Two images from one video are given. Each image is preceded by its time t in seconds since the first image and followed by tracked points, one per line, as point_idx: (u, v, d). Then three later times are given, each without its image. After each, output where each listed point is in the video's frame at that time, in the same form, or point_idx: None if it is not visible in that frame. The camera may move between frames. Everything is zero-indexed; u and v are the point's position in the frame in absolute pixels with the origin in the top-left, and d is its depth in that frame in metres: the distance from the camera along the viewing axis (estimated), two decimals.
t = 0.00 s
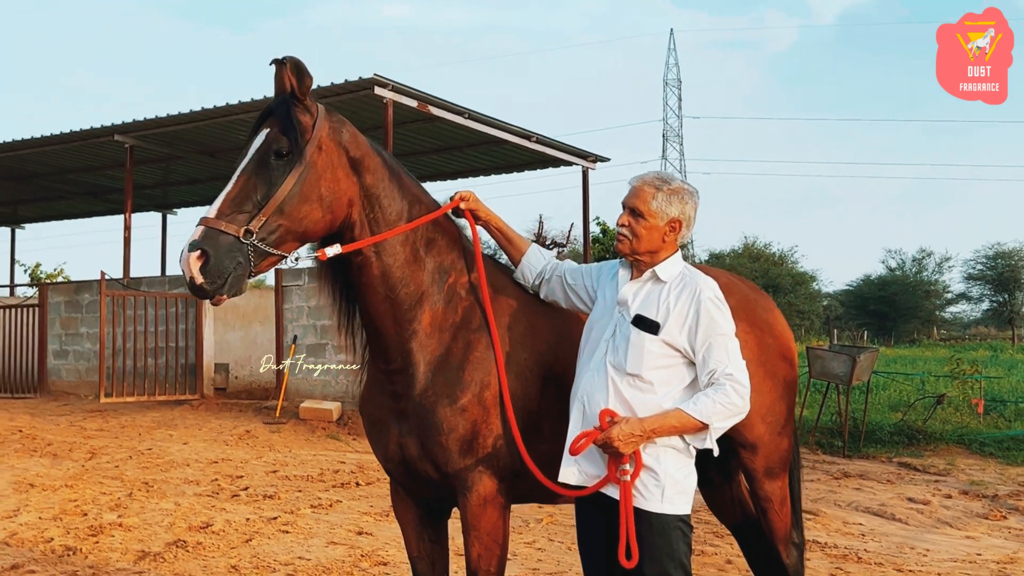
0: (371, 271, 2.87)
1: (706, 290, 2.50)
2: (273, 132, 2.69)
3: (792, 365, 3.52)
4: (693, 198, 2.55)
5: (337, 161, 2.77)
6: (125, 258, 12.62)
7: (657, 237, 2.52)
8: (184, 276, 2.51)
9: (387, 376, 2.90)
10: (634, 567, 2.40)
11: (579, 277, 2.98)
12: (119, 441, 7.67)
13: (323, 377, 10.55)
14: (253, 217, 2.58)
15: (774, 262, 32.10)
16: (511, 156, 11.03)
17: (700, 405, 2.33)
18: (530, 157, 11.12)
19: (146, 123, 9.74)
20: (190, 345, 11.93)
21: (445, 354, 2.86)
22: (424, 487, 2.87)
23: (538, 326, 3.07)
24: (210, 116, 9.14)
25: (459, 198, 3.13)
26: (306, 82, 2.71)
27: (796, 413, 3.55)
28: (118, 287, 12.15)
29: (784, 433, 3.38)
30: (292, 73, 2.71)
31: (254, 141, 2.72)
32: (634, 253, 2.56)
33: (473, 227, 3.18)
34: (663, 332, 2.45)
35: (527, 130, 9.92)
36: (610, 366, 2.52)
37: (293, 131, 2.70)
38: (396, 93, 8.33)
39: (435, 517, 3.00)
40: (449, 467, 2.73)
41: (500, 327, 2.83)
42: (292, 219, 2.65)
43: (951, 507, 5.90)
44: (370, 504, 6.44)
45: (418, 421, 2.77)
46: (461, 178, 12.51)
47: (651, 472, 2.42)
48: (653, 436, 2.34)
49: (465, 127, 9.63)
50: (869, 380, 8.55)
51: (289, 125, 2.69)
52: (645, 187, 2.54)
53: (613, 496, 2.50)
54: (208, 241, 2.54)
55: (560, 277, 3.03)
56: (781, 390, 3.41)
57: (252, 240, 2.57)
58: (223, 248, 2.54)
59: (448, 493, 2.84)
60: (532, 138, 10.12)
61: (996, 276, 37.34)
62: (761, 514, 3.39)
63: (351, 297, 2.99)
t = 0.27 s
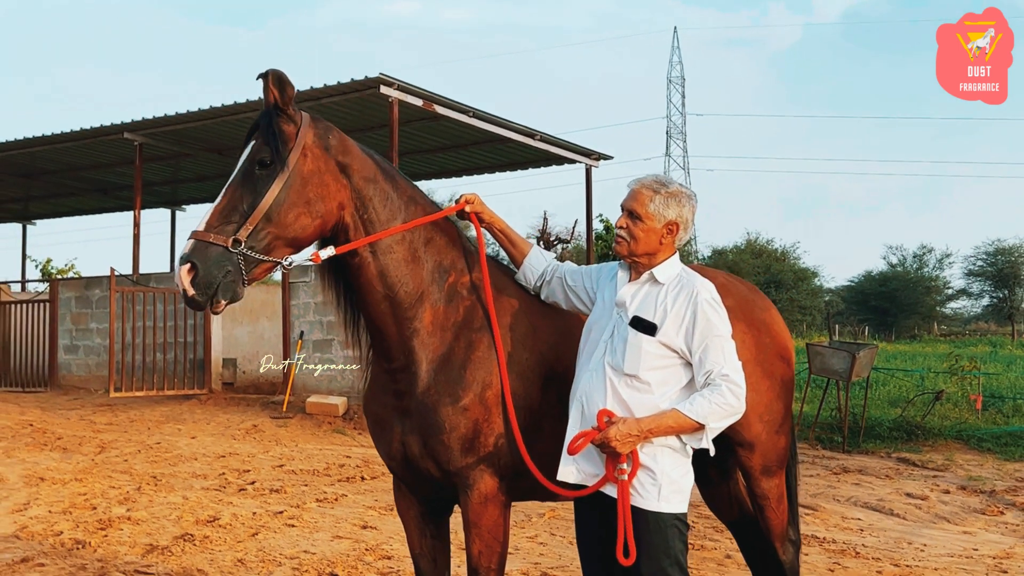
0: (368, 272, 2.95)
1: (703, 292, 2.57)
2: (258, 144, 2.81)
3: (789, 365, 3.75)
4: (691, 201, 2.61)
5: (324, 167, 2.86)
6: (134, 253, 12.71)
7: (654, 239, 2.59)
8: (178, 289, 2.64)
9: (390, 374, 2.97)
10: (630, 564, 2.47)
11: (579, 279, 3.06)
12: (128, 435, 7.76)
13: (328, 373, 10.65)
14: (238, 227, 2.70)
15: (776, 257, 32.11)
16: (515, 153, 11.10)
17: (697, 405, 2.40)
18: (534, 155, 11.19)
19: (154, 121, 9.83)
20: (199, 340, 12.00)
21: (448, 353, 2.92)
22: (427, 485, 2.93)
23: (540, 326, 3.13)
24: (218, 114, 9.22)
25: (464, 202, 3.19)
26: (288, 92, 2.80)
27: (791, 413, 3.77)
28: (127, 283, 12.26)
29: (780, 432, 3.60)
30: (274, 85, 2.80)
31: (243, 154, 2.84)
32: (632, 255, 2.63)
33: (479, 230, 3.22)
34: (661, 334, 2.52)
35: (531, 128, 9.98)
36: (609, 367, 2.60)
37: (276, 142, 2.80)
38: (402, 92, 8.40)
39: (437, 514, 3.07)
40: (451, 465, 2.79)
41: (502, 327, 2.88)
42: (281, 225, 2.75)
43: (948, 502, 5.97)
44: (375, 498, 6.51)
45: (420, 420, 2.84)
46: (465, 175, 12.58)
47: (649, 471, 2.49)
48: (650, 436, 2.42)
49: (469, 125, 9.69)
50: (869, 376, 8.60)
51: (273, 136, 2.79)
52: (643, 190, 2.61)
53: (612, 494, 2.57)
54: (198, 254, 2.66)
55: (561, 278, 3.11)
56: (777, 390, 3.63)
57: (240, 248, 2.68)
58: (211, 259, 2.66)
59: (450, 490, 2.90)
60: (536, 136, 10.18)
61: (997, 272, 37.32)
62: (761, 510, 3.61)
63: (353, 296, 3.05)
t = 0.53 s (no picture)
0: (366, 270, 2.99)
1: (703, 291, 2.61)
2: (250, 150, 2.85)
3: (788, 362, 3.86)
4: (690, 201, 2.64)
5: (318, 169, 2.90)
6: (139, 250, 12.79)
7: (654, 238, 2.63)
8: (179, 297, 2.72)
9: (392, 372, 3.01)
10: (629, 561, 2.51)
11: (581, 277, 3.10)
12: (133, 430, 7.81)
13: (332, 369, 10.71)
14: (233, 232, 2.74)
15: (779, 254, 32.11)
16: (517, 152, 11.13)
17: (696, 404, 2.44)
18: (536, 153, 11.22)
19: (159, 119, 9.87)
20: (203, 337, 12.10)
21: (449, 351, 2.95)
22: (429, 482, 2.97)
23: (541, 324, 3.17)
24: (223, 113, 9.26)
25: (469, 202, 3.22)
26: (280, 96, 2.83)
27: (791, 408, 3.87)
28: (133, 280, 12.33)
29: (778, 428, 3.71)
30: (265, 90, 2.84)
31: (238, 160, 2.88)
32: (632, 255, 2.66)
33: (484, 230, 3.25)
34: (660, 333, 2.56)
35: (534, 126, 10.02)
36: (609, 366, 2.63)
37: (268, 146, 2.84)
38: (405, 90, 8.44)
39: (439, 512, 3.11)
40: (452, 462, 2.83)
41: (504, 325, 2.91)
42: (276, 228, 2.79)
43: (948, 499, 5.99)
44: (378, 494, 6.55)
45: (421, 417, 2.87)
46: (469, 173, 12.62)
47: (647, 469, 2.52)
48: (650, 434, 2.45)
49: (472, 123, 9.72)
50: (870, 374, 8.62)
51: (266, 140, 2.84)
52: (643, 190, 2.64)
53: (611, 492, 2.60)
54: (194, 261, 2.72)
55: (562, 277, 3.15)
56: (777, 387, 3.74)
57: (236, 253, 2.73)
58: (207, 266, 2.72)
59: (451, 488, 2.93)
60: (539, 134, 10.21)
61: (998, 269, 37.28)
62: (759, 506, 3.72)
63: (354, 294, 3.09)
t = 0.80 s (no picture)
0: (362, 269, 3.03)
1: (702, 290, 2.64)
2: (244, 154, 2.92)
3: (787, 359, 3.95)
4: (689, 199, 2.67)
5: (311, 170, 2.96)
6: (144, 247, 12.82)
7: (653, 237, 2.66)
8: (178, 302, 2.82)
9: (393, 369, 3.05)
10: (628, 557, 2.54)
11: (581, 275, 3.15)
12: (139, 426, 7.86)
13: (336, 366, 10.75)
14: (226, 237, 2.81)
15: (780, 252, 32.12)
16: (520, 150, 11.16)
17: (695, 403, 2.48)
18: (539, 151, 11.24)
19: (164, 117, 9.91)
20: (207, 333, 12.19)
21: (449, 349, 2.99)
22: (429, 479, 3.00)
23: (542, 321, 3.20)
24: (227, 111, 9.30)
25: (474, 202, 3.25)
26: (273, 98, 2.90)
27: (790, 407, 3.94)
28: (138, 277, 12.38)
29: (777, 425, 3.79)
30: (259, 94, 2.91)
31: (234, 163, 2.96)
32: (632, 253, 2.70)
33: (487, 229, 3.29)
34: (660, 331, 2.60)
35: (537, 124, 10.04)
36: (608, 364, 2.67)
37: (261, 150, 2.91)
38: (409, 89, 8.47)
39: (439, 508, 3.16)
40: (452, 460, 2.86)
41: (504, 323, 2.94)
42: (269, 231, 2.86)
43: (948, 495, 6.02)
44: (381, 489, 6.59)
45: (421, 415, 2.91)
46: (471, 171, 12.65)
47: (647, 466, 2.57)
48: (648, 432, 2.49)
49: (475, 121, 9.75)
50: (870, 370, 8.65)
51: (260, 143, 2.90)
52: (642, 189, 2.67)
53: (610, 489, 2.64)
54: (187, 265, 2.81)
55: (563, 274, 3.20)
56: (777, 385, 3.82)
57: (230, 257, 2.79)
58: (202, 271, 2.79)
59: (451, 485, 2.97)
60: (541, 132, 10.24)
61: (998, 267, 37.28)
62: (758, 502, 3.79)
63: (354, 293, 3.13)
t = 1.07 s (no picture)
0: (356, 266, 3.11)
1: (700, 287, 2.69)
2: (237, 156, 3.03)
3: (784, 355, 4.05)
4: (688, 198, 2.72)
5: (303, 170, 3.05)
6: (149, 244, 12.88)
7: (653, 233, 2.71)
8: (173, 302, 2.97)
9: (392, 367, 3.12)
10: (626, 553, 2.59)
11: (580, 272, 3.19)
12: (144, 422, 7.92)
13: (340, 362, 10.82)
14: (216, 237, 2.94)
15: (781, 250, 32.14)
16: (522, 148, 11.21)
17: (692, 400, 2.53)
18: (541, 149, 11.29)
19: (169, 115, 9.96)
20: (212, 330, 12.24)
21: (448, 346, 3.04)
22: (429, 475, 3.05)
23: (541, 318, 3.25)
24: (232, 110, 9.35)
25: (476, 206, 3.30)
26: (265, 101, 3.00)
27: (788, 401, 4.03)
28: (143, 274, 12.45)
29: (774, 421, 3.88)
30: (254, 97, 3.02)
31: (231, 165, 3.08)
32: (631, 250, 2.75)
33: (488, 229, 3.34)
34: (658, 328, 2.65)
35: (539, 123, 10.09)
36: (607, 360, 2.72)
37: (254, 152, 3.02)
38: (411, 87, 8.52)
39: (439, 505, 3.21)
40: (450, 455, 2.91)
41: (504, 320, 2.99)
42: (258, 231, 2.96)
43: (946, 491, 6.07)
44: (383, 485, 6.64)
45: (420, 411, 2.96)
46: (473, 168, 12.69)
47: (644, 462, 2.62)
48: (646, 428, 2.54)
49: (477, 120, 9.79)
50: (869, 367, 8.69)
51: (253, 145, 3.01)
52: (640, 187, 2.72)
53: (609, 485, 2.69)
54: (179, 267, 2.95)
55: (562, 272, 3.24)
56: (774, 381, 3.91)
57: (221, 257, 2.92)
58: (192, 272, 2.94)
59: (450, 480, 3.02)
60: (543, 130, 10.28)
61: (997, 264, 37.29)
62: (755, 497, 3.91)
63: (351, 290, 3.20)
